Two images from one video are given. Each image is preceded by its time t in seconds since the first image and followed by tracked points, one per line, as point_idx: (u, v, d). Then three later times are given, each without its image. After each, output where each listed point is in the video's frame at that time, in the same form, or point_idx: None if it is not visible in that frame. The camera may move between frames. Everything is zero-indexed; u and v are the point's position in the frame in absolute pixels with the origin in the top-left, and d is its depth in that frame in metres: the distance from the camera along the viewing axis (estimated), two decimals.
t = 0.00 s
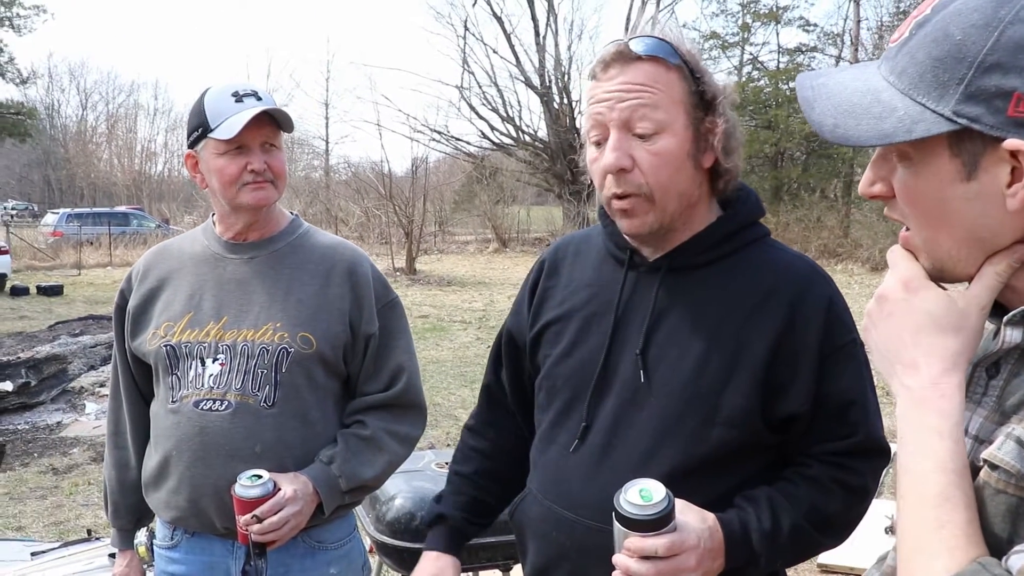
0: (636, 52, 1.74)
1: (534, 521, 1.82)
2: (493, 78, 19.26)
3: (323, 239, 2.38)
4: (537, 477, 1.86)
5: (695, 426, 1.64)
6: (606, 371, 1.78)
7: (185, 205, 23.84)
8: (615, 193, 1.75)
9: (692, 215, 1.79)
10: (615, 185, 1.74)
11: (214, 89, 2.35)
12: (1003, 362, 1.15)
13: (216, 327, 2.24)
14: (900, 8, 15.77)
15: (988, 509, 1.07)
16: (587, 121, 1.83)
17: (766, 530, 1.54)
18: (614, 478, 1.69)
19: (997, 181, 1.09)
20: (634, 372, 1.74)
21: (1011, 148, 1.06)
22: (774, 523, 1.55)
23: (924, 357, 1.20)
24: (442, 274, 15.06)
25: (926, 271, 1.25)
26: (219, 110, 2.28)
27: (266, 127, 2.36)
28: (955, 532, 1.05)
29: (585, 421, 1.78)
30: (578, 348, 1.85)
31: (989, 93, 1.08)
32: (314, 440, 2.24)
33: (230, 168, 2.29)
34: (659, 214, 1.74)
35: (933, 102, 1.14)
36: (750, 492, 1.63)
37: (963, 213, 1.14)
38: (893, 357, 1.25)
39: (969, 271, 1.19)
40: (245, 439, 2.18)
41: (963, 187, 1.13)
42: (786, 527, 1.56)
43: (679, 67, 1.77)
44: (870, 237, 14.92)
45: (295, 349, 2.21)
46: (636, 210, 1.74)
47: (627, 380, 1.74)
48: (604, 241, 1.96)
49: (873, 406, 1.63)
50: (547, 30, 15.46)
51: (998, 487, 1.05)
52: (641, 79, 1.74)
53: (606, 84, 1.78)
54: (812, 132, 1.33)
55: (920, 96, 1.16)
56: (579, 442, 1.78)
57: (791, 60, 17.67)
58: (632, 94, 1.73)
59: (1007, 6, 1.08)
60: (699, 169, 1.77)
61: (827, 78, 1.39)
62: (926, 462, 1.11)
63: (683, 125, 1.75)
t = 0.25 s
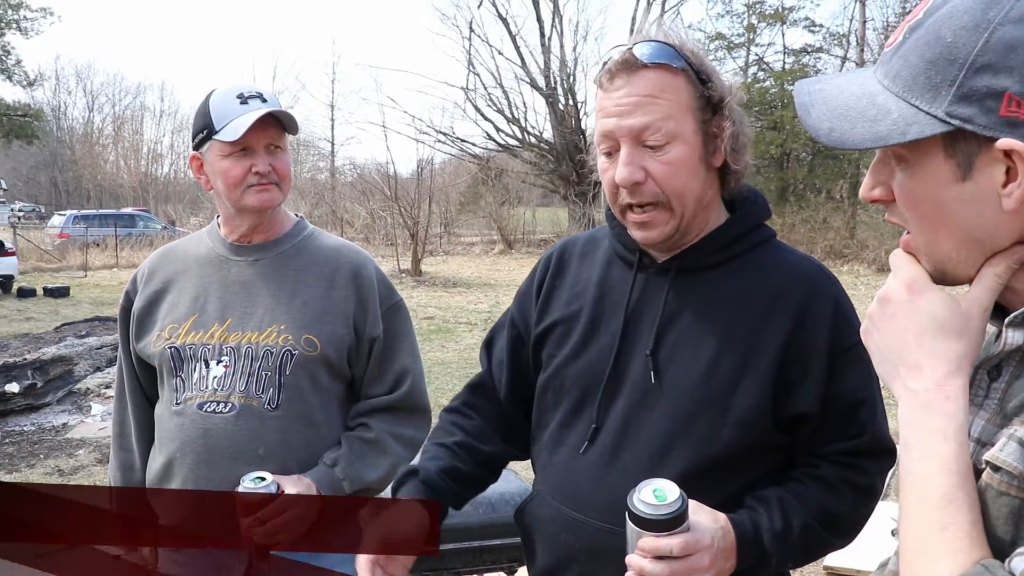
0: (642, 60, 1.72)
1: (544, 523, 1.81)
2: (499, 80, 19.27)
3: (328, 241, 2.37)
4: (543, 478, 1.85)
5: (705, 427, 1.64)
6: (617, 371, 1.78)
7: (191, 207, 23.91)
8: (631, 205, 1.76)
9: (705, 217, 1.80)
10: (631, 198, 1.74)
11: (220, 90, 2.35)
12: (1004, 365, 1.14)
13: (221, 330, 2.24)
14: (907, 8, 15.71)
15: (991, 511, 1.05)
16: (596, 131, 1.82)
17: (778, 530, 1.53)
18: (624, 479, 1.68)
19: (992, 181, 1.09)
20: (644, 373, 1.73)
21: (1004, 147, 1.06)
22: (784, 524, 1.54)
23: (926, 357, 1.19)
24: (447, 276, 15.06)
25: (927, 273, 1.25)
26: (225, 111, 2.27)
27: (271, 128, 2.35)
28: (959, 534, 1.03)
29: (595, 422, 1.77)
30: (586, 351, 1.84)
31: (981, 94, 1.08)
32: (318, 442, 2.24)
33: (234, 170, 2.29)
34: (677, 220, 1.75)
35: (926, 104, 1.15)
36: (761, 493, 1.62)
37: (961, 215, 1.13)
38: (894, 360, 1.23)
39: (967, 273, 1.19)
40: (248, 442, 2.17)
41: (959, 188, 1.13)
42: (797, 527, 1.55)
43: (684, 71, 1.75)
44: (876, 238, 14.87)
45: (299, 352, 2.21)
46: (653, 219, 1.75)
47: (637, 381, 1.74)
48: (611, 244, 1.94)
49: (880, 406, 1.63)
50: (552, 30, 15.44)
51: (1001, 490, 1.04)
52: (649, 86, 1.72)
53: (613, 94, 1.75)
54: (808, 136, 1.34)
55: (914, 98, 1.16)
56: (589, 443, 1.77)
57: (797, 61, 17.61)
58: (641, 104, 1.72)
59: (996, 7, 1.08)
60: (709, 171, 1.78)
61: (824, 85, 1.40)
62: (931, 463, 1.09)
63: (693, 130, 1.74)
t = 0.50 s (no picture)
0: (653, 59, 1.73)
1: (556, 526, 1.82)
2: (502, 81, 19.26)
3: (332, 242, 2.38)
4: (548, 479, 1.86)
5: (718, 427, 1.66)
6: (627, 374, 1.78)
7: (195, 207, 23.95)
8: (634, 203, 1.77)
9: (709, 219, 1.80)
10: (635, 197, 1.75)
11: (225, 91, 2.36)
12: (1008, 367, 1.12)
13: (225, 330, 2.24)
14: (911, 10, 15.66)
15: (990, 511, 1.06)
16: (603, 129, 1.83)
17: (791, 528, 1.58)
18: (637, 480, 1.69)
19: (992, 181, 1.09)
20: (654, 375, 1.74)
21: (1003, 148, 1.05)
22: (798, 522, 1.59)
23: (931, 356, 1.20)
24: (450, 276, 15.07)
25: (933, 275, 1.26)
26: (230, 111, 2.28)
27: (275, 129, 2.35)
28: (959, 533, 1.04)
29: (605, 425, 1.77)
30: (591, 356, 1.83)
31: (982, 95, 1.08)
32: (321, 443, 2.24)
33: (239, 171, 2.29)
34: (680, 220, 1.75)
35: (927, 104, 1.15)
36: (771, 492, 1.66)
37: (961, 216, 1.13)
38: (900, 358, 1.24)
39: (968, 274, 1.19)
40: (252, 442, 2.17)
41: (960, 188, 1.13)
42: (809, 525, 1.60)
43: (694, 73, 1.76)
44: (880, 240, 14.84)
45: (302, 352, 2.21)
46: (655, 217, 1.75)
47: (648, 383, 1.74)
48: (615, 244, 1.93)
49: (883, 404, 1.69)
50: (555, 31, 15.43)
51: (1000, 490, 1.04)
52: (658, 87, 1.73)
53: (622, 93, 1.77)
54: (812, 136, 1.35)
55: (916, 99, 1.16)
56: (598, 446, 1.77)
57: (801, 61, 17.57)
58: (649, 105, 1.73)
59: (997, 9, 1.08)
60: (716, 173, 1.79)
61: (830, 85, 1.40)
62: (932, 466, 1.10)
63: (699, 132, 1.75)
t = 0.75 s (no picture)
0: (673, 47, 1.74)
1: (564, 534, 1.80)
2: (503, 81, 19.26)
3: (331, 241, 2.38)
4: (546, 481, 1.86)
5: (727, 427, 1.68)
6: (633, 378, 1.78)
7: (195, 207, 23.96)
8: (638, 183, 1.75)
9: (709, 215, 1.81)
10: (640, 176, 1.73)
11: (224, 90, 2.35)
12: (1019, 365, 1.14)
13: (224, 329, 2.24)
14: (912, 9, 15.67)
15: (995, 509, 1.06)
16: (614, 110, 1.82)
17: (803, 523, 1.62)
18: (648, 484, 1.69)
19: (999, 177, 1.10)
20: (660, 379, 1.74)
21: (1009, 144, 1.06)
22: (808, 516, 1.63)
23: (938, 354, 1.19)
24: (451, 277, 15.08)
25: (942, 272, 1.25)
26: (229, 111, 2.27)
27: (274, 129, 2.36)
28: (964, 531, 1.04)
29: (611, 430, 1.76)
30: (595, 359, 1.82)
31: (989, 90, 1.09)
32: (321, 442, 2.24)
33: (239, 170, 2.30)
34: (682, 208, 1.74)
35: (933, 99, 1.15)
36: (778, 488, 1.70)
37: (967, 211, 1.14)
38: (906, 356, 1.24)
39: (974, 271, 1.21)
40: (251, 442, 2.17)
41: (966, 183, 1.13)
42: (818, 518, 1.65)
43: (712, 66, 1.78)
44: (880, 240, 14.85)
45: (302, 351, 2.21)
46: (659, 201, 1.74)
47: (654, 387, 1.74)
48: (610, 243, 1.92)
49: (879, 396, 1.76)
50: (556, 30, 15.44)
51: (1005, 488, 1.05)
52: (675, 73, 1.74)
53: (639, 75, 1.76)
54: (819, 132, 1.37)
55: (922, 94, 1.17)
56: (606, 451, 1.76)
57: (801, 61, 17.57)
58: (665, 88, 1.73)
59: (1005, 5, 1.08)
60: (721, 170, 1.80)
61: (836, 80, 1.41)
62: (936, 463, 1.10)
63: (711, 124, 1.76)
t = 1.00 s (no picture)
0: (679, 44, 1.73)
1: (569, 547, 1.78)
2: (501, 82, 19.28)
3: (329, 241, 2.37)
4: (546, 487, 1.85)
5: (728, 428, 1.69)
6: (630, 386, 1.75)
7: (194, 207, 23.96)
8: (627, 175, 1.72)
9: (689, 218, 1.80)
10: (631, 168, 1.71)
11: (220, 90, 2.35)
12: None
13: (221, 330, 2.24)
14: (911, 10, 15.70)
15: (1009, 512, 1.06)
16: (612, 100, 1.79)
17: (806, 515, 1.64)
18: (653, 490, 1.69)
19: (1011, 175, 1.10)
20: (658, 387, 1.73)
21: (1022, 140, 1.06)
22: (812, 509, 1.65)
23: (948, 353, 1.20)
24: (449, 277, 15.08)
25: (953, 271, 1.25)
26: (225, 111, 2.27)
27: (271, 128, 2.35)
28: (978, 531, 1.04)
29: (614, 439, 1.74)
30: (592, 368, 1.78)
31: (1002, 86, 1.09)
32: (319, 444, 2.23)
33: (236, 170, 2.29)
34: (666, 207, 1.74)
35: (945, 96, 1.16)
36: (781, 482, 1.71)
37: (979, 209, 1.14)
38: (918, 355, 1.24)
39: (985, 271, 1.21)
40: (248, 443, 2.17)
41: (978, 181, 1.13)
42: (823, 508, 1.68)
43: (714, 69, 1.78)
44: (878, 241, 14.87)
45: (299, 351, 2.20)
46: (644, 196, 1.72)
47: (653, 395, 1.72)
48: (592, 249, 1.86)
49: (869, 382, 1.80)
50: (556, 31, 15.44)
51: (1019, 490, 1.05)
52: (678, 70, 1.74)
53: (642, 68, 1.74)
54: (828, 128, 1.37)
55: (934, 91, 1.18)
56: (609, 462, 1.74)
57: (800, 62, 17.58)
58: (669, 84, 1.72)
59: None
60: (708, 176, 1.80)
61: (848, 76, 1.41)
62: (949, 463, 1.10)
63: (706, 128, 1.76)
